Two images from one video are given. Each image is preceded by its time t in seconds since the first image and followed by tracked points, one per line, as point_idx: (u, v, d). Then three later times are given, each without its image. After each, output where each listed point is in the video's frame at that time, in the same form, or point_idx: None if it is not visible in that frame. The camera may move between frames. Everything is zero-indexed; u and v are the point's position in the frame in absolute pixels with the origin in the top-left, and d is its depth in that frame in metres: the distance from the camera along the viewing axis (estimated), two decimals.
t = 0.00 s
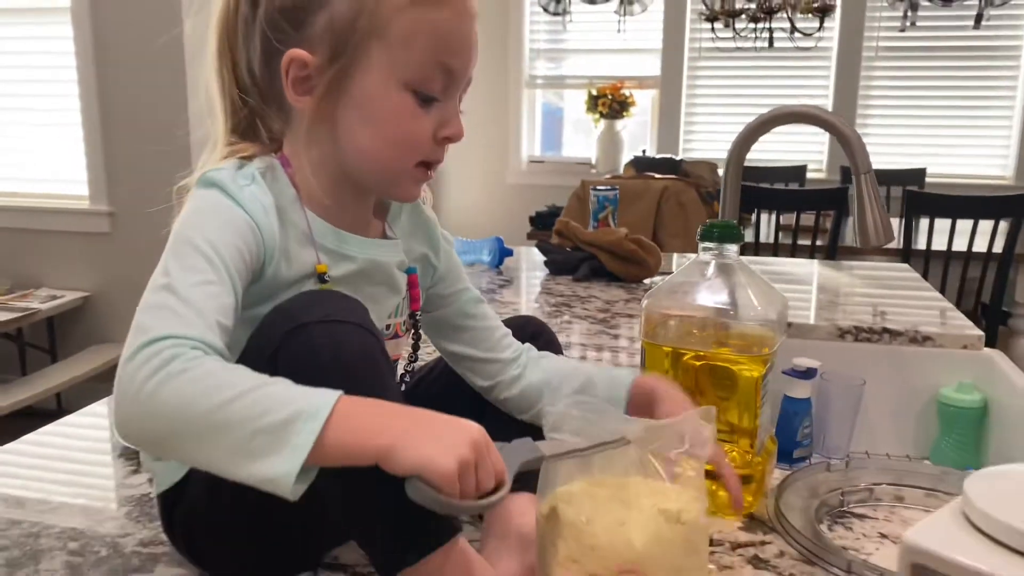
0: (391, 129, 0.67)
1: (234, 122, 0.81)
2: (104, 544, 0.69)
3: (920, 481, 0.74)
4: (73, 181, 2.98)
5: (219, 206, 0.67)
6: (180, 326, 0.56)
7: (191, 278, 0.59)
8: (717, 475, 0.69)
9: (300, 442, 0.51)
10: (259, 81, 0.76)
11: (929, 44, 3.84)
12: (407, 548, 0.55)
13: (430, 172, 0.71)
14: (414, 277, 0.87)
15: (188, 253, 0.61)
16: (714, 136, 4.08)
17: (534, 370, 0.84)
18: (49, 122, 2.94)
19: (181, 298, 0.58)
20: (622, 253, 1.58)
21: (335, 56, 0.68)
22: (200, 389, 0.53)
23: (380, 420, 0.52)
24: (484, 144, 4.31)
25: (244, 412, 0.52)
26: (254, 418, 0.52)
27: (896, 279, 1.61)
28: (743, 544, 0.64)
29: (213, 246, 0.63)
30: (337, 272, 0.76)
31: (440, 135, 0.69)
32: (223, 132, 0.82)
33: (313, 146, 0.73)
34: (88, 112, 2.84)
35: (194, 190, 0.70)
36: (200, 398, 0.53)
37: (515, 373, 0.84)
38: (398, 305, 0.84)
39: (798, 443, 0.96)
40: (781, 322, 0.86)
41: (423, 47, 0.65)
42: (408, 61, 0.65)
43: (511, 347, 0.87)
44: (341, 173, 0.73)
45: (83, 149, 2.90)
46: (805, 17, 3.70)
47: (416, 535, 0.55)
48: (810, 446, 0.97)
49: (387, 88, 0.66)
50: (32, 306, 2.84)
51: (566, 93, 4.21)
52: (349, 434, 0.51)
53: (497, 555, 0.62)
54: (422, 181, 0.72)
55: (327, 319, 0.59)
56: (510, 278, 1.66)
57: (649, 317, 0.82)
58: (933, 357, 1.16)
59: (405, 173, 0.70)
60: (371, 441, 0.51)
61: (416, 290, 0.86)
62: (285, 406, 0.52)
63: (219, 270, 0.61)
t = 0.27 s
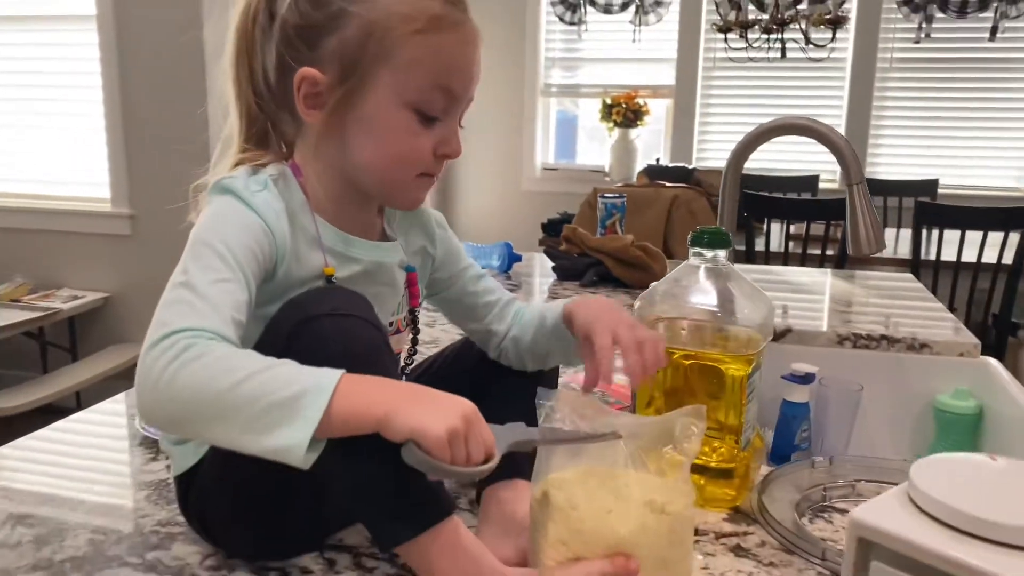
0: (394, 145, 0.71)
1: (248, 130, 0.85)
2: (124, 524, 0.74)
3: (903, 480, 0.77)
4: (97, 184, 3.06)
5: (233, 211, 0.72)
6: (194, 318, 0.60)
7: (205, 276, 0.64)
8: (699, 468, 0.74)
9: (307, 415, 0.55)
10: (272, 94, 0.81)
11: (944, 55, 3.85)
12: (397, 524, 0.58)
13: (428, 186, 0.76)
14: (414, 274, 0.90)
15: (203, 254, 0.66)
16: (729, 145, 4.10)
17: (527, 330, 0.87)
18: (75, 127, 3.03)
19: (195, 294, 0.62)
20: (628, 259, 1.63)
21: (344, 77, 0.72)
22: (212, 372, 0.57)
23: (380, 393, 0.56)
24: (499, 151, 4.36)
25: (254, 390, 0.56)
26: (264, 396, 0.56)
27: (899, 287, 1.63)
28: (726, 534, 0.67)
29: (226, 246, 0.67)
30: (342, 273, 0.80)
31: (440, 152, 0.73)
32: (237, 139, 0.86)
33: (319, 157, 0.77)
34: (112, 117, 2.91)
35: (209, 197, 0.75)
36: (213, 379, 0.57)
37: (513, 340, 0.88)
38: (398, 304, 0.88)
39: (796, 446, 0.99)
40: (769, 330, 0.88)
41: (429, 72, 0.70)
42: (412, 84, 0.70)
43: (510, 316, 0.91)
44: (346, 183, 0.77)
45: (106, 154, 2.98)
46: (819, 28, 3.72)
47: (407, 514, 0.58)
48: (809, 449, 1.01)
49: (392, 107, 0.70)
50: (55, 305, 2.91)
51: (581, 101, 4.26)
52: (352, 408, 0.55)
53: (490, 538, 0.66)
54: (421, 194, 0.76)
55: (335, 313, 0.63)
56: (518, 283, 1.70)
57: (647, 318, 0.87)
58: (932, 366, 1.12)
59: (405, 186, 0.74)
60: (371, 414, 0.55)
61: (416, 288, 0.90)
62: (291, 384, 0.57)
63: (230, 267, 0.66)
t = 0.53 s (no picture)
0: (407, 158, 0.74)
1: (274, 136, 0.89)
2: (152, 508, 0.78)
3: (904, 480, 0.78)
4: (125, 187, 3.13)
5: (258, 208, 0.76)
6: (220, 304, 0.64)
7: (231, 268, 0.68)
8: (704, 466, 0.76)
9: (325, 389, 0.59)
10: (298, 103, 0.85)
11: (967, 66, 3.83)
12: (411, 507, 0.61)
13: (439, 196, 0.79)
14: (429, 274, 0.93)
15: (229, 245, 0.70)
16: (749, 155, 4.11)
17: (537, 321, 0.90)
18: (105, 131, 3.11)
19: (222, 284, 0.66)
20: (643, 266, 1.66)
21: (361, 93, 0.76)
22: (236, 351, 0.60)
23: (393, 366, 0.60)
24: (520, 158, 4.40)
25: (275, 366, 0.60)
26: (284, 372, 0.60)
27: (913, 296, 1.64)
28: (729, 528, 0.69)
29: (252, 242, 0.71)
30: (360, 273, 0.83)
31: (451, 165, 0.76)
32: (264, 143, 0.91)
33: (337, 165, 0.81)
34: (140, 121, 2.98)
35: (237, 196, 0.79)
36: (236, 356, 0.60)
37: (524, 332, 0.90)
38: (412, 302, 0.91)
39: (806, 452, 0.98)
40: (774, 333, 0.92)
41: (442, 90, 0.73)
42: (425, 101, 0.73)
43: (523, 307, 0.93)
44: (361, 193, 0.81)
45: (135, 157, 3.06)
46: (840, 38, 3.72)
47: (420, 497, 0.61)
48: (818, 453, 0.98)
49: (406, 123, 0.74)
50: (83, 304, 2.99)
51: (601, 109, 4.28)
52: (367, 379, 0.59)
53: (500, 527, 0.69)
54: (432, 202, 0.80)
55: (358, 305, 0.67)
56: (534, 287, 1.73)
57: (656, 321, 0.90)
58: (941, 376, 1.10)
59: (417, 196, 0.77)
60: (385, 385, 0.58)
61: (428, 287, 0.93)
62: (309, 362, 0.60)
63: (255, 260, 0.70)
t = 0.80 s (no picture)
0: (409, 164, 0.76)
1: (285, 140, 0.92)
2: (169, 504, 0.80)
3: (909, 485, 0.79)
4: (145, 192, 3.18)
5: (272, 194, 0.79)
6: (231, 254, 0.67)
7: (244, 232, 0.71)
8: (708, 468, 0.77)
9: (328, 322, 0.61)
10: (310, 108, 0.87)
11: (985, 74, 3.80)
12: (416, 515, 0.62)
13: (441, 201, 0.81)
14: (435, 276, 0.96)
15: (246, 216, 0.74)
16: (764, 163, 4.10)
17: (543, 321, 0.91)
18: (125, 136, 3.16)
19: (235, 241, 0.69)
20: (655, 272, 1.67)
21: (367, 100, 0.78)
22: (247, 291, 0.63)
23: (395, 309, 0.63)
24: (535, 165, 4.42)
25: (280, 304, 0.62)
26: (290, 307, 0.62)
27: (926, 303, 1.64)
28: (733, 531, 0.70)
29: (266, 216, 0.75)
30: (365, 268, 0.87)
31: (452, 173, 0.78)
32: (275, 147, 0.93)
33: (343, 168, 0.84)
34: (160, 128, 3.03)
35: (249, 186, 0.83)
36: (245, 293, 0.63)
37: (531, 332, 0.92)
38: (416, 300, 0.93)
39: (816, 458, 0.98)
40: (781, 338, 0.92)
41: (444, 100, 0.75)
42: (428, 111, 0.75)
43: (528, 308, 0.95)
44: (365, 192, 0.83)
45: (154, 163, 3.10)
46: (856, 47, 3.71)
47: (423, 505, 0.62)
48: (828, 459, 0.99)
49: (409, 131, 0.76)
50: (102, 307, 3.04)
51: (617, 116, 4.29)
52: (370, 320, 0.61)
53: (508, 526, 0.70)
54: (434, 208, 0.81)
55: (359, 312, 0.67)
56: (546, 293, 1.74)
57: (664, 326, 0.91)
58: (952, 384, 1.09)
59: (419, 201, 0.79)
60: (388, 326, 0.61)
61: (435, 289, 0.95)
62: (314, 299, 0.62)
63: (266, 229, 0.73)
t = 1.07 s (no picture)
0: (419, 174, 0.78)
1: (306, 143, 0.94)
2: (183, 505, 0.81)
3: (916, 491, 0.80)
4: (158, 198, 3.22)
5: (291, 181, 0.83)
6: (247, 217, 0.75)
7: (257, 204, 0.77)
8: (717, 473, 0.78)
9: (328, 270, 0.68)
10: (330, 114, 0.89)
11: (997, 81, 3.79)
12: (413, 540, 0.62)
13: (449, 211, 0.82)
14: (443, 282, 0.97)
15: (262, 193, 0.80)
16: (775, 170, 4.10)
17: (553, 327, 0.92)
18: (139, 143, 3.19)
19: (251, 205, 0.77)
20: (664, 278, 1.67)
21: (381, 110, 0.80)
22: (258, 243, 0.70)
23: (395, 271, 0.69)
24: (544, 172, 4.44)
25: (288, 255, 0.69)
26: (296, 257, 0.69)
27: (937, 310, 1.64)
28: (740, 535, 0.71)
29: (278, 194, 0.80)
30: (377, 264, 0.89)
31: (461, 184, 0.79)
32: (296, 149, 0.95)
33: (356, 172, 0.85)
34: (174, 135, 3.06)
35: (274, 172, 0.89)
36: (256, 244, 0.70)
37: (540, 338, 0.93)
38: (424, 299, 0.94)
39: (825, 464, 0.98)
40: (789, 345, 0.92)
41: (456, 113, 0.76)
42: (440, 123, 0.76)
43: (537, 314, 0.96)
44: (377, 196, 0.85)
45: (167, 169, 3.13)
46: (866, 53, 3.71)
47: (420, 530, 0.62)
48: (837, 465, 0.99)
49: (421, 142, 0.77)
50: (116, 312, 3.07)
51: (626, 122, 4.30)
52: (368, 277, 0.68)
53: (518, 529, 0.71)
54: (441, 216, 0.83)
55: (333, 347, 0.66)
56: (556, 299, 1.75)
57: (672, 331, 0.92)
58: (962, 391, 1.09)
59: (427, 210, 0.81)
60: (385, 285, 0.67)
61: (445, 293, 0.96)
62: (318, 254, 0.69)
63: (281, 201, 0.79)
